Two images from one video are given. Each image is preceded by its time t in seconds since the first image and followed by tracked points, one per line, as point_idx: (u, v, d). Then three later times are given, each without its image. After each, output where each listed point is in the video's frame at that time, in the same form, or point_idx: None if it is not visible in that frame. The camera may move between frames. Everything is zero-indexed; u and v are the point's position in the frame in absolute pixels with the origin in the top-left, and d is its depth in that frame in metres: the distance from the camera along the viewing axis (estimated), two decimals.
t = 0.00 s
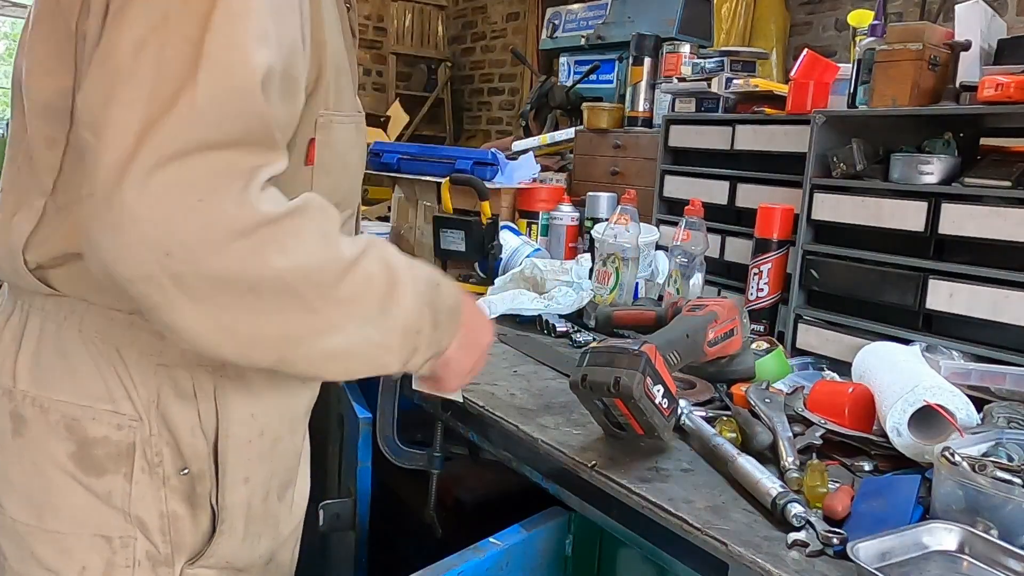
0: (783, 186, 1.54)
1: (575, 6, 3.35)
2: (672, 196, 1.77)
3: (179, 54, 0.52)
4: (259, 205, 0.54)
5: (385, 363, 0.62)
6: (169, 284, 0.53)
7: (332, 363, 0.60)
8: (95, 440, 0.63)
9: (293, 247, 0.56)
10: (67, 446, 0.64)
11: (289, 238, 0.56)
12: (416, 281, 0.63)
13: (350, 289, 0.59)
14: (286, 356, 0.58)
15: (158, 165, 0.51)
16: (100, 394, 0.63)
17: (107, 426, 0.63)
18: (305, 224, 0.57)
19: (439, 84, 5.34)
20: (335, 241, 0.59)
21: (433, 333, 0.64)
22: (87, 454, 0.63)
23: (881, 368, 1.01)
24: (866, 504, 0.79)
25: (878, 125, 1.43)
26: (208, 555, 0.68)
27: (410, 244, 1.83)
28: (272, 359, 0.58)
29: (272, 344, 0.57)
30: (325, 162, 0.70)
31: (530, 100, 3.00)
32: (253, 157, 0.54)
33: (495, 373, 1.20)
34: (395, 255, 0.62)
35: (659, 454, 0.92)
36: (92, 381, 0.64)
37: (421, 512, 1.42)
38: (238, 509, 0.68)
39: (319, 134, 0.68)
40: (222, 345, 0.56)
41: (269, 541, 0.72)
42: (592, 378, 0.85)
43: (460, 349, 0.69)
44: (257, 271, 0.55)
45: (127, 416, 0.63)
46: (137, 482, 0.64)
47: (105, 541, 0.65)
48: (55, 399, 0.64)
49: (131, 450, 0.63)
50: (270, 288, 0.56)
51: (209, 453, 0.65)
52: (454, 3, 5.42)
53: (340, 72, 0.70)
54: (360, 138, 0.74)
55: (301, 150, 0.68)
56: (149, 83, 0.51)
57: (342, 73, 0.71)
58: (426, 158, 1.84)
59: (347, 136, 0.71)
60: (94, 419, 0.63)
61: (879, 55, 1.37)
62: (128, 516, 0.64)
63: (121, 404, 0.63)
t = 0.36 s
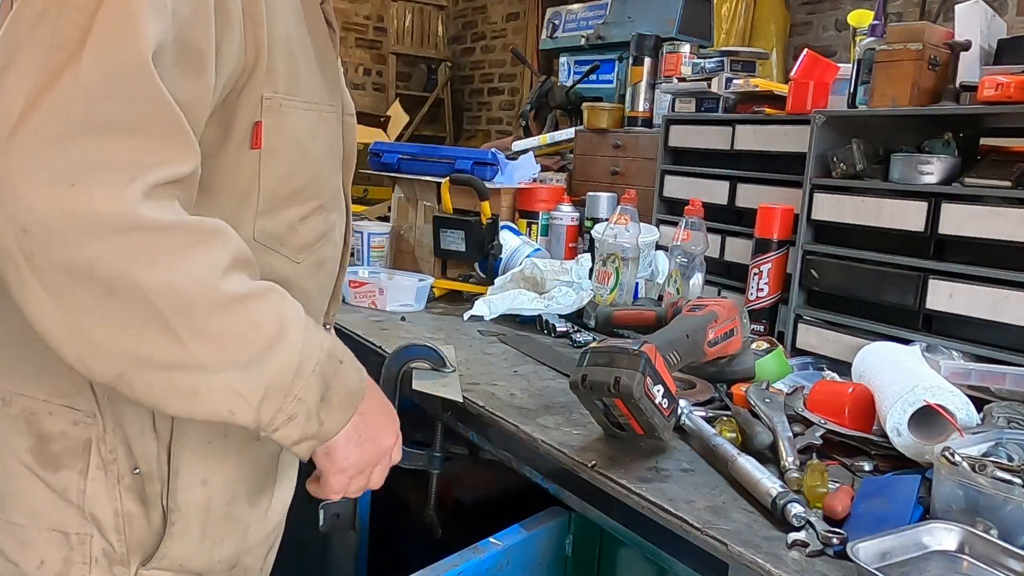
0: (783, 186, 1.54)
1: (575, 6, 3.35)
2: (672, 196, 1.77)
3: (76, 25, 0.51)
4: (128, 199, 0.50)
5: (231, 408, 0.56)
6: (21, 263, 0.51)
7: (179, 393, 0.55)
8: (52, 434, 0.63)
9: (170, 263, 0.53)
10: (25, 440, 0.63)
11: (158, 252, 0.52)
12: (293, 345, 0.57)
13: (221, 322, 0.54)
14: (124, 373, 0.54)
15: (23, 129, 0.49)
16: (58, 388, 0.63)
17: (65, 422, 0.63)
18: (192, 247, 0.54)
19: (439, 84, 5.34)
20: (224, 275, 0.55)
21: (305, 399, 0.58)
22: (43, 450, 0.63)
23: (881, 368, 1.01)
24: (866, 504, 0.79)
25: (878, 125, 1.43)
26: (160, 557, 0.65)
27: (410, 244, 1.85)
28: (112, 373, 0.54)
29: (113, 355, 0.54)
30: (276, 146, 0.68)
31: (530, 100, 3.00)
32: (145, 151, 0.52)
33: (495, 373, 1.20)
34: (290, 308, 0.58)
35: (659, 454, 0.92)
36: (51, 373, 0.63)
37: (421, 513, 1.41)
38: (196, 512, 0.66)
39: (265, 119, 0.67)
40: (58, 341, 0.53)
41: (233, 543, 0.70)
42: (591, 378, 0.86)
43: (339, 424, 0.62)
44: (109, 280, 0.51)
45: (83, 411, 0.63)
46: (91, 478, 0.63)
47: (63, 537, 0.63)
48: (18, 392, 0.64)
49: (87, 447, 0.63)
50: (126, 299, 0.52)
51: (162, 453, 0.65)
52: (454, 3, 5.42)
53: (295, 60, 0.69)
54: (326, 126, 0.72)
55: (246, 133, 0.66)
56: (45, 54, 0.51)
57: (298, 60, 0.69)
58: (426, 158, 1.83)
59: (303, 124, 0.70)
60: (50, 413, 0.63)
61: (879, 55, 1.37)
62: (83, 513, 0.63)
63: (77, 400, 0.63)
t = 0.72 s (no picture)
0: (783, 186, 1.54)
1: (575, 6, 3.35)
2: (672, 196, 1.77)
3: (76, 42, 0.55)
4: (120, 220, 0.53)
5: (160, 470, 0.56)
6: (11, 284, 0.54)
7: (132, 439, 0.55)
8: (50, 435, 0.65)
9: (153, 308, 0.54)
10: (24, 441, 0.65)
11: (144, 294, 0.54)
12: (257, 416, 0.57)
13: (185, 382, 0.55)
14: (79, 419, 0.55)
15: (34, 148, 0.53)
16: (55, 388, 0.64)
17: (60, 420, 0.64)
18: (178, 300, 0.55)
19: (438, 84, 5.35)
20: (198, 339, 0.56)
21: (247, 487, 0.57)
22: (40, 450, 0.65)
23: (881, 368, 1.01)
24: (866, 504, 0.79)
25: (878, 125, 1.43)
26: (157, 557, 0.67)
27: (410, 244, 1.85)
28: (68, 417, 0.55)
29: (80, 395, 0.55)
30: (264, 139, 0.70)
31: (530, 100, 3.00)
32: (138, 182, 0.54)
33: (495, 373, 1.20)
34: (263, 392, 0.58)
35: (659, 454, 0.92)
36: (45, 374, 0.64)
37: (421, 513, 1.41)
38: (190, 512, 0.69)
39: (252, 113, 0.69)
40: (28, 364, 0.55)
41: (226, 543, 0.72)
42: (592, 378, 0.86)
43: (287, 523, 0.59)
44: (85, 317, 0.53)
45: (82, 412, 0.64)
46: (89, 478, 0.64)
47: (61, 538, 0.64)
48: (15, 393, 0.65)
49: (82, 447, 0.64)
50: (96, 336, 0.54)
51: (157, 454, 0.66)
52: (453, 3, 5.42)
53: (277, 56, 0.72)
54: (314, 122, 0.75)
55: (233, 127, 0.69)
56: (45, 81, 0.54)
57: (281, 56, 0.73)
58: (426, 158, 1.83)
59: (291, 115, 0.73)
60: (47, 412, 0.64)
61: (879, 55, 1.37)
62: (80, 514, 0.64)
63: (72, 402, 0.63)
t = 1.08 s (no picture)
0: (783, 186, 1.54)
1: (575, 6, 3.35)
2: (672, 196, 1.77)
3: (87, 42, 0.56)
4: (138, 221, 0.56)
5: (192, 452, 0.59)
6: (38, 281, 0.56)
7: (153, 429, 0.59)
8: (30, 428, 0.69)
9: (165, 302, 0.57)
10: (7, 433, 0.69)
11: (157, 291, 0.57)
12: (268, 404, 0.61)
13: (203, 372, 0.58)
14: (97, 409, 0.58)
15: (50, 152, 0.55)
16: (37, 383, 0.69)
17: (43, 414, 0.69)
18: (191, 294, 0.58)
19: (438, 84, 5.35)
20: (212, 330, 0.59)
21: (258, 465, 0.61)
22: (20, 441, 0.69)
23: (881, 368, 1.01)
24: (867, 504, 0.79)
25: (878, 125, 1.43)
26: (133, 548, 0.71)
27: (410, 244, 1.85)
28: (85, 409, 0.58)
29: (104, 382, 0.57)
30: (260, 139, 0.71)
31: (530, 100, 3.00)
32: (153, 184, 0.57)
33: (495, 373, 1.20)
34: (268, 377, 0.62)
35: (659, 454, 0.92)
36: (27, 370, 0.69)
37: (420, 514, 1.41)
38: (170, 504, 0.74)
39: (243, 115, 0.70)
40: (48, 359, 0.57)
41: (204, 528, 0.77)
42: (592, 378, 0.85)
43: (293, 495, 0.64)
44: (106, 313, 0.56)
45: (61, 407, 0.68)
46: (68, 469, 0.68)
47: (40, 527, 0.68)
48: None
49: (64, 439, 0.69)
50: (118, 332, 0.56)
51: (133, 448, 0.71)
52: (454, 3, 5.42)
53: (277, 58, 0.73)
54: (308, 119, 0.76)
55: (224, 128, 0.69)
56: (58, 83, 0.55)
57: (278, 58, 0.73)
58: (426, 158, 1.83)
59: (282, 121, 0.73)
60: (30, 406, 0.69)
61: (879, 55, 1.37)
62: (60, 505, 0.69)
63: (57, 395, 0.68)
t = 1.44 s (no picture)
0: (784, 186, 1.54)
1: (575, 6, 3.35)
2: (672, 196, 1.77)
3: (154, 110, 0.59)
4: (207, 270, 0.61)
5: (244, 470, 0.66)
6: (116, 330, 0.60)
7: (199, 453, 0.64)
8: None
9: (227, 340, 0.63)
10: None
11: (220, 331, 0.63)
12: (295, 418, 0.69)
13: (242, 398, 0.64)
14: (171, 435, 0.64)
15: (123, 211, 0.58)
16: None
17: None
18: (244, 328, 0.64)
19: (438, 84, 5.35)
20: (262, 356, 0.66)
21: (286, 465, 0.69)
22: None
23: (881, 368, 1.01)
24: (867, 504, 0.79)
25: (878, 125, 1.43)
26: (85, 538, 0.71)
27: (410, 244, 1.85)
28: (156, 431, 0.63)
29: (170, 412, 0.63)
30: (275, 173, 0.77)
31: (530, 100, 3.00)
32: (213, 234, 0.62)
33: (494, 373, 1.20)
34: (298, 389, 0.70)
35: (659, 454, 0.92)
36: None
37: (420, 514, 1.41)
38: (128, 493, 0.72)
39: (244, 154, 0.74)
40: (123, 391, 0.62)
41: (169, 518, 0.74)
42: (592, 378, 0.85)
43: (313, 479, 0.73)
44: (161, 353, 0.61)
45: (16, 395, 0.70)
46: (24, 458, 0.70)
47: None
48: None
49: (20, 429, 0.70)
50: (192, 368, 0.62)
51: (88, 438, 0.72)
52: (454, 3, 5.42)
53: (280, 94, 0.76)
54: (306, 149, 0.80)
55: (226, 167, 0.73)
56: (121, 148, 0.59)
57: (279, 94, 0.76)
58: (426, 158, 1.83)
59: (275, 157, 0.75)
60: None
61: (879, 55, 1.37)
62: (17, 491, 0.71)
63: (12, 383, 0.70)
